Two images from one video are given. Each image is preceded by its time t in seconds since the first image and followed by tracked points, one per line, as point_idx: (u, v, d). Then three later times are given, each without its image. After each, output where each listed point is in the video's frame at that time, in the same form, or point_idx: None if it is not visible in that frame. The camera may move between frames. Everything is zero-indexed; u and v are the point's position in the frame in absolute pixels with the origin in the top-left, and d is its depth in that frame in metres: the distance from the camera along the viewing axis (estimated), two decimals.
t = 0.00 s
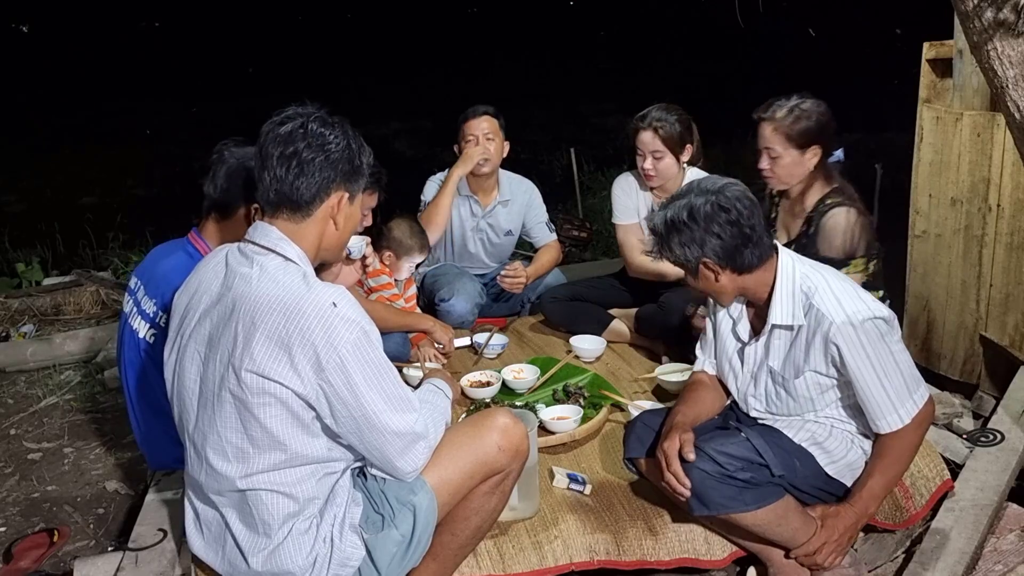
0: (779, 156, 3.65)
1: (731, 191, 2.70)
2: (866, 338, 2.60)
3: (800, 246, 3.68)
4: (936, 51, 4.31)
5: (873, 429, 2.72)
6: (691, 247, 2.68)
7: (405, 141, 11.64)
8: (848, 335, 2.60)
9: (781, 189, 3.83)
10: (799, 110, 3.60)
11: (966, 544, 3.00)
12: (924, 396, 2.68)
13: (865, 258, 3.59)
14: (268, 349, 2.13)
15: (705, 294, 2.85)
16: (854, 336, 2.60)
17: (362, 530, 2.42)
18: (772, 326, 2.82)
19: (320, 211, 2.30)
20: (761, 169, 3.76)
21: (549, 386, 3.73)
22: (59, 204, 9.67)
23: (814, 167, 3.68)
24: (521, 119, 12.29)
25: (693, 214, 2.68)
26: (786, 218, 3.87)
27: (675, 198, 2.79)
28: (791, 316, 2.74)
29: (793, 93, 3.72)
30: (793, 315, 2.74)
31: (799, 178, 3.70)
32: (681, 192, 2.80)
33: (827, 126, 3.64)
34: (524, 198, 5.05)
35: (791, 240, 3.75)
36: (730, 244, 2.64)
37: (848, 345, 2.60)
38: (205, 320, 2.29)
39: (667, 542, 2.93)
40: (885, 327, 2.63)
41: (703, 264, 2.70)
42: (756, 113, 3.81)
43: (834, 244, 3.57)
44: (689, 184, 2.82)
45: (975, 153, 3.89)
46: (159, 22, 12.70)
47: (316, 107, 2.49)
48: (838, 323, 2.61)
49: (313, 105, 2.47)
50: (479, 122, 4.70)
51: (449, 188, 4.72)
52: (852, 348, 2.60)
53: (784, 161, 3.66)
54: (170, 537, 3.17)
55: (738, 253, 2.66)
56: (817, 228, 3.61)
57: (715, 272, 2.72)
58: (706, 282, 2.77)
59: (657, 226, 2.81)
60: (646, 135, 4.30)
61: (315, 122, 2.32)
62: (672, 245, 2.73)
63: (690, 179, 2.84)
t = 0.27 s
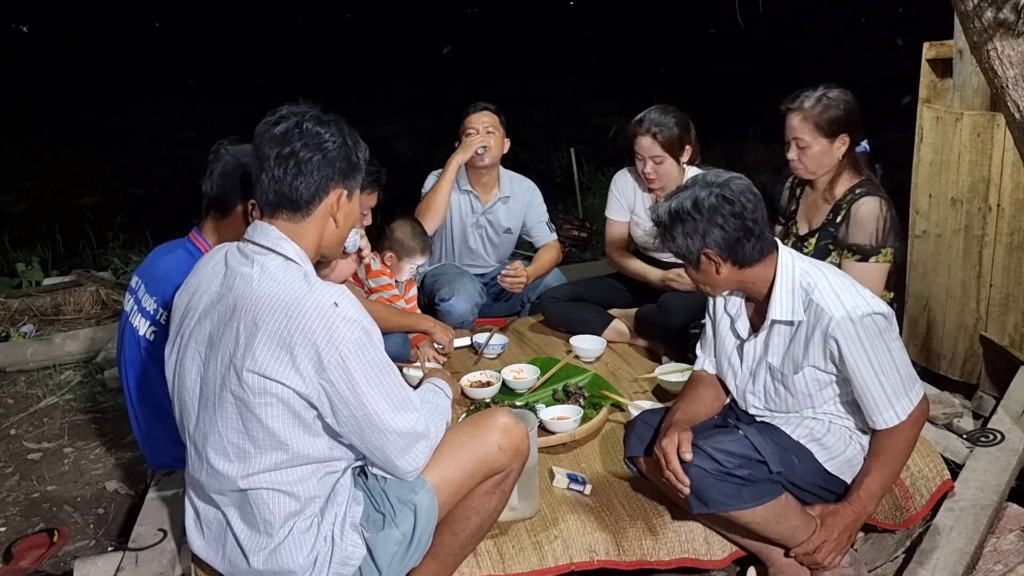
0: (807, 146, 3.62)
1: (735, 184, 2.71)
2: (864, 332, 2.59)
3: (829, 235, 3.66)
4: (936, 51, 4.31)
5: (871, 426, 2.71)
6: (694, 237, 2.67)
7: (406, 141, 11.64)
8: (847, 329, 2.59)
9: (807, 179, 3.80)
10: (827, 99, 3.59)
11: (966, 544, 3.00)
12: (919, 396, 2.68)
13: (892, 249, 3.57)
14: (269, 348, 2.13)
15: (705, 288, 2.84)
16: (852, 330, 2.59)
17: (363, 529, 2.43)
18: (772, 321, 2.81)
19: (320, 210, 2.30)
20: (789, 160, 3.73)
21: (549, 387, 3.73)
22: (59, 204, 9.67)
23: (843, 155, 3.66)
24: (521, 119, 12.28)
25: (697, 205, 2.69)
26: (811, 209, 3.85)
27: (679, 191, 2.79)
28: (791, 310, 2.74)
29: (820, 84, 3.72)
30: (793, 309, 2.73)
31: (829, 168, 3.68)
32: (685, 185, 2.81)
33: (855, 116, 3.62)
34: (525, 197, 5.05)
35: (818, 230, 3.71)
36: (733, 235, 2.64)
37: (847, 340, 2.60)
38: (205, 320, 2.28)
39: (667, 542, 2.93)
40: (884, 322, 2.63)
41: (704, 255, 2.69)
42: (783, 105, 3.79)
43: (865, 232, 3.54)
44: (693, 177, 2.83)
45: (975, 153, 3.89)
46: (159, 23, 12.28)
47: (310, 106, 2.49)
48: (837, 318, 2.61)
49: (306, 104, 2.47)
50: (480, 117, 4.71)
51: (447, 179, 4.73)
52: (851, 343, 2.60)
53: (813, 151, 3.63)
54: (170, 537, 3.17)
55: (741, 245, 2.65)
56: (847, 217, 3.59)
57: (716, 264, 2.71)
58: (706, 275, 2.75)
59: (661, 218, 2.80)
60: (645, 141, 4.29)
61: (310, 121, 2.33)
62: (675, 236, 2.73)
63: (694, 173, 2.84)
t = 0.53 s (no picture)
0: (815, 141, 3.63)
1: (739, 181, 2.71)
2: (864, 329, 2.59)
3: (834, 231, 3.66)
4: (936, 51, 4.32)
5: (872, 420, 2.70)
6: (696, 232, 2.67)
7: (406, 141, 11.65)
8: (846, 327, 2.59)
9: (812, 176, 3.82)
10: (836, 94, 3.60)
11: (966, 543, 3.00)
12: (923, 387, 2.66)
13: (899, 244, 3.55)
14: (270, 348, 2.13)
15: (705, 286, 2.83)
16: (852, 327, 2.59)
17: (365, 526, 2.42)
18: (772, 319, 2.81)
19: (317, 208, 2.30)
20: (795, 155, 3.74)
21: (549, 387, 3.73)
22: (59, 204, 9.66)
23: (850, 152, 3.68)
24: (521, 119, 12.29)
25: (701, 200, 2.69)
26: (816, 206, 3.84)
27: (683, 187, 2.79)
28: (791, 308, 2.74)
29: (829, 80, 3.73)
30: (794, 307, 2.73)
31: (835, 165, 3.68)
32: (689, 181, 2.80)
33: (863, 113, 3.62)
34: (525, 196, 5.05)
35: (823, 226, 3.71)
36: (736, 230, 2.64)
37: (846, 337, 2.59)
38: (205, 319, 2.28)
39: (667, 542, 2.93)
40: (883, 317, 2.62)
41: (706, 251, 2.69)
42: (791, 100, 3.80)
43: (870, 229, 3.53)
44: (697, 174, 2.83)
45: (975, 153, 3.90)
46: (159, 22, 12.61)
47: (299, 104, 2.48)
48: (837, 315, 2.60)
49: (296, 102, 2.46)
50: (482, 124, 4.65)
51: (456, 197, 4.72)
52: (851, 340, 2.59)
53: (820, 146, 3.63)
54: (171, 537, 3.17)
55: (743, 242, 2.65)
56: (852, 214, 3.59)
57: (718, 260, 2.70)
58: (707, 271, 2.75)
59: (663, 214, 2.80)
60: (644, 152, 4.29)
61: (300, 118, 2.31)
62: (677, 231, 2.72)
63: (698, 170, 2.84)
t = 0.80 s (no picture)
0: (814, 140, 3.64)
1: (743, 182, 2.72)
2: (872, 324, 2.60)
3: (833, 229, 3.66)
4: (936, 51, 4.32)
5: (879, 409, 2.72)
6: (701, 233, 2.66)
7: (405, 141, 11.65)
8: (854, 322, 2.60)
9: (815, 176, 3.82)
10: (836, 94, 3.60)
11: (966, 544, 3.00)
12: (940, 374, 2.66)
13: (897, 243, 3.55)
14: (273, 346, 2.13)
15: (707, 287, 2.82)
16: (861, 323, 2.60)
17: (366, 522, 2.41)
18: (776, 317, 2.80)
19: (312, 204, 2.29)
20: (795, 154, 3.74)
21: (549, 386, 3.73)
22: (59, 204, 9.66)
23: (850, 151, 3.67)
24: (521, 119, 12.30)
25: (706, 201, 2.68)
26: (817, 204, 3.83)
27: (686, 188, 2.79)
28: (796, 306, 2.73)
29: (829, 79, 3.72)
30: (798, 305, 2.72)
31: (836, 164, 3.68)
32: (692, 183, 2.80)
33: (863, 113, 3.62)
34: (525, 197, 5.04)
35: (823, 224, 3.71)
36: (741, 230, 2.64)
37: (858, 333, 2.60)
38: (207, 316, 2.28)
39: (667, 542, 2.93)
40: (889, 313, 2.63)
41: (709, 251, 2.68)
42: (791, 99, 3.80)
43: (868, 228, 3.54)
44: (700, 175, 2.83)
45: (975, 153, 3.90)
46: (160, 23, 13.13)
47: (271, 93, 2.41)
48: (844, 310, 2.61)
49: (270, 91, 2.39)
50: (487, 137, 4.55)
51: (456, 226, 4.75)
52: (860, 336, 2.60)
53: (819, 145, 3.63)
54: (171, 537, 3.17)
55: (747, 242, 2.65)
56: (852, 213, 3.59)
57: (721, 261, 2.70)
58: (710, 272, 2.74)
59: (666, 214, 2.79)
60: (647, 157, 4.27)
61: (275, 113, 2.27)
62: (681, 232, 2.71)
63: (699, 171, 2.84)
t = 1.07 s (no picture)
0: (814, 139, 3.64)
1: (750, 180, 2.71)
2: (871, 327, 2.59)
3: (833, 229, 3.66)
4: (936, 51, 4.32)
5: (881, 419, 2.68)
6: (706, 230, 2.66)
7: (405, 141, 11.64)
8: (854, 325, 2.60)
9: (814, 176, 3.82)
10: (836, 93, 3.60)
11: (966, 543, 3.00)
12: (936, 384, 2.64)
13: (897, 243, 3.55)
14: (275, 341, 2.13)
15: (709, 284, 2.83)
16: (860, 325, 2.59)
17: (368, 517, 2.41)
18: (777, 318, 2.80)
19: (305, 204, 2.28)
20: (794, 153, 3.74)
21: (549, 386, 3.73)
22: (59, 205, 9.66)
23: (849, 151, 3.67)
24: (521, 119, 12.30)
25: (713, 198, 2.68)
26: (817, 205, 3.83)
27: (693, 184, 2.78)
28: (797, 307, 2.72)
29: (828, 78, 3.72)
30: (799, 306, 2.72)
31: (835, 163, 3.68)
32: (699, 179, 2.79)
33: (863, 112, 3.62)
34: (523, 198, 5.04)
35: (822, 224, 3.71)
36: (746, 228, 2.64)
37: (855, 336, 2.60)
38: (210, 309, 2.28)
39: (667, 542, 2.93)
40: (888, 318, 2.62)
41: (714, 248, 2.68)
42: (791, 99, 3.80)
43: (866, 228, 3.54)
44: (706, 172, 2.82)
45: (975, 153, 3.90)
46: (160, 22, 12.88)
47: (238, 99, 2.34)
48: (844, 313, 2.61)
49: (244, 97, 2.36)
50: (491, 147, 4.49)
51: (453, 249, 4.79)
52: (859, 339, 2.60)
53: (819, 144, 3.63)
54: (171, 537, 3.17)
55: (753, 241, 2.66)
56: (851, 213, 3.59)
57: (726, 259, 2.70)
58: (712, 270, 2.74)
59: (671, 209, 2.78)
60: (655, 156, 4.23)
61: (244, 118, 2.24)
62: (686, 228, 2.71)
63: (706, 167, 2.84)
